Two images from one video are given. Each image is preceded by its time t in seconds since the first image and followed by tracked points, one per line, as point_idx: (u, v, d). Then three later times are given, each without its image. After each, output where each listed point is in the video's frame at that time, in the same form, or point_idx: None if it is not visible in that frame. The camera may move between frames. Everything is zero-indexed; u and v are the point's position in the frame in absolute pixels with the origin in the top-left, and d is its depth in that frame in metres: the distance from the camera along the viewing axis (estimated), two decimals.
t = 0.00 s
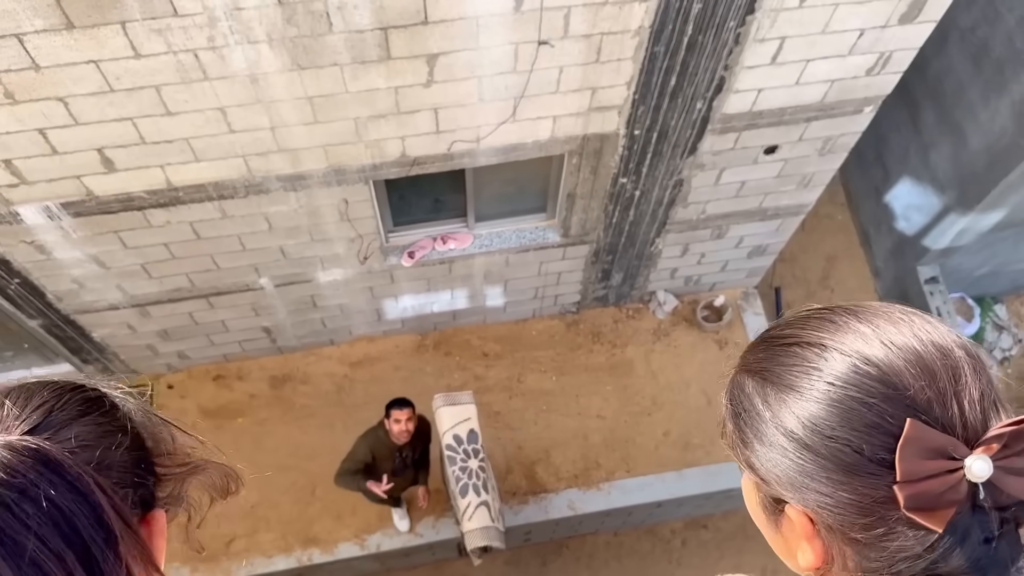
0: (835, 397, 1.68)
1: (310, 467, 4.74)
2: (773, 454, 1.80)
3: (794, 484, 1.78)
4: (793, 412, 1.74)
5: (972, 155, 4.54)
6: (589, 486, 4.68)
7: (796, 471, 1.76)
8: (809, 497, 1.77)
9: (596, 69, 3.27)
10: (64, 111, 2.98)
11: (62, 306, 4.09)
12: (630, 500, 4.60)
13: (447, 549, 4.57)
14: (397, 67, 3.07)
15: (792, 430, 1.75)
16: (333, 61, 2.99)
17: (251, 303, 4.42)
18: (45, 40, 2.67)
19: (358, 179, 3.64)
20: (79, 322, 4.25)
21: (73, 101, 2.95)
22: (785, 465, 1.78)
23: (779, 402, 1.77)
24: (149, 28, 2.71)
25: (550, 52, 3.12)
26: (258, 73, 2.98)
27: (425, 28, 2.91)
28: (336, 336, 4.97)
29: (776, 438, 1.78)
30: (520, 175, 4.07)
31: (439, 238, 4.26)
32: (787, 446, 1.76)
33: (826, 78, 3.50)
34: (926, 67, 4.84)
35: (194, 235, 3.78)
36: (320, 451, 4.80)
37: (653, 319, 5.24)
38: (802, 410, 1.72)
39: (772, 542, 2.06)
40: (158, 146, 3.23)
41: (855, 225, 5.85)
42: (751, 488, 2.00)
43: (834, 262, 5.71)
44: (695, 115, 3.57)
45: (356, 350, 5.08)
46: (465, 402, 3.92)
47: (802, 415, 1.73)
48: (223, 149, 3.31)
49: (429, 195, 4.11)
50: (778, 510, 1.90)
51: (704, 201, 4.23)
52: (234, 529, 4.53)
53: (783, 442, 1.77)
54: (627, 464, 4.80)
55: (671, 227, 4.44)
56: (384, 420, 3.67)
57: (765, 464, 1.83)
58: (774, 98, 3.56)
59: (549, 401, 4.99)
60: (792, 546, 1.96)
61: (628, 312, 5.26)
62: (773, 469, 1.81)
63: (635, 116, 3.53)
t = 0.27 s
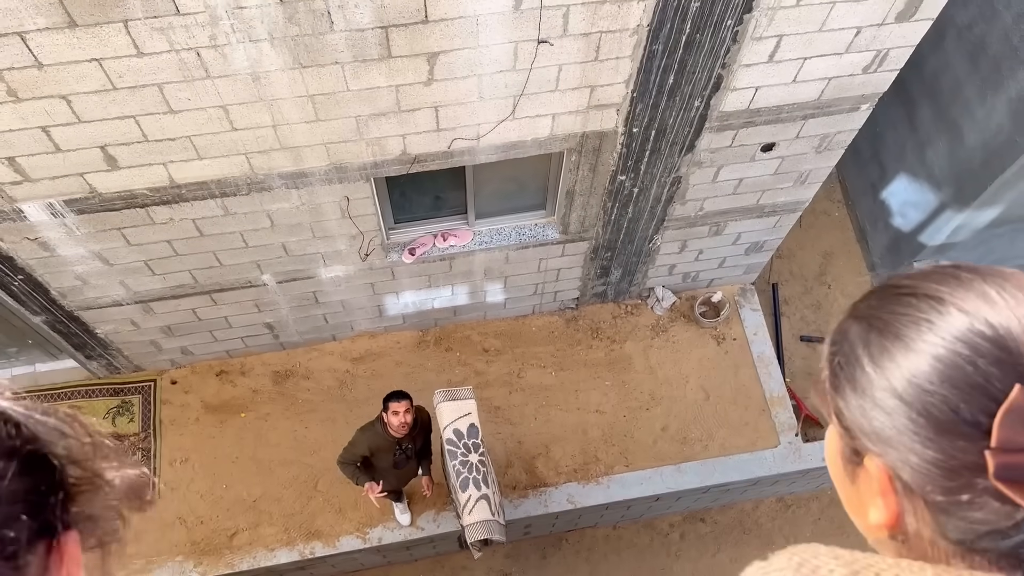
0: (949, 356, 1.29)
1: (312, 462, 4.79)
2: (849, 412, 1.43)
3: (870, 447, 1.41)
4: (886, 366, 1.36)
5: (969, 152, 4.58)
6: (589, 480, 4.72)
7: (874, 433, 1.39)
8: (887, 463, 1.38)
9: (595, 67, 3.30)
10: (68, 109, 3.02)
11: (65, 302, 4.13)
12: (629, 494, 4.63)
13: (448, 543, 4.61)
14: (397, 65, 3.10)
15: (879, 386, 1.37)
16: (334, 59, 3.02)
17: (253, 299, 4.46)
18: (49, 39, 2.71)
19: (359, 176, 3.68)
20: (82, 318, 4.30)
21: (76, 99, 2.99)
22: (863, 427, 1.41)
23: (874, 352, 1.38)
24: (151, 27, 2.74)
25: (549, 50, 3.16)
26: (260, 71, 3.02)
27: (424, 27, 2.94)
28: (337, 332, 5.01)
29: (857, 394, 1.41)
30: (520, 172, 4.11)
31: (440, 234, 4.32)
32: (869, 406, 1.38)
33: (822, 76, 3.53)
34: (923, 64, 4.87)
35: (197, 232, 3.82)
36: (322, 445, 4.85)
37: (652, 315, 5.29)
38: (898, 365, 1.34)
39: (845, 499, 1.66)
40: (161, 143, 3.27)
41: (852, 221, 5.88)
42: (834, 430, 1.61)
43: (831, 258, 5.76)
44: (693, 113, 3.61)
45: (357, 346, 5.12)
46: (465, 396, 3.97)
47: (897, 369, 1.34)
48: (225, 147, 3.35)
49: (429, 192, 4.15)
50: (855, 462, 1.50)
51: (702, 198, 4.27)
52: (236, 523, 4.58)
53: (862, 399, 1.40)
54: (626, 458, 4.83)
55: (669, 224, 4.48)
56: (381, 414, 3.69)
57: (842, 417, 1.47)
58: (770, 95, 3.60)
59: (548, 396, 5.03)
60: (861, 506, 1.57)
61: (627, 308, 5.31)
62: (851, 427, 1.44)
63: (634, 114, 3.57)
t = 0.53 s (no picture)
0: None
1: (312, 459, 4.80)
2: (981, 400, 1.26)
3: (998, 427, 1.25)
4: None
5: (970, 149, 4.57)
6: (589, 477, 4.73)
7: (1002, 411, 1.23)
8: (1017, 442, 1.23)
9: (595, 64, 3.29)
10: (66, 107, 3.01)
11: (65, 299, 4.13)
12: (629, 491, 4.57)
13: (448, 540, 4.62)
14: (396, 62, 3.10)
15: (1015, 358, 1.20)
16: (333, 57, 3.02)
17: (253, 297, 4.46)
18: (46, 36, 2.70)
19: (359, 174, 3.68)
20: (81, 315, 4.29)
21: (74, 97, 2.98)
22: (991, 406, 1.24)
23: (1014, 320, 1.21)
24: (150, 24, 2.73)
25: (549, 47, 3.15)
26: (259, 69, 3.01)
27: (424, 24, 2.93)
28: (337, 329, 5.02)
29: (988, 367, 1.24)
30: (520, 170, 4.11)
31: (440, 232, 4.32)
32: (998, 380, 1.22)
33: (823, 73, 3.53)
34: (924, 61, 4.85)
35: (197, 230, 3.82)
36: (322, 443, 4.85)
37: (651, 312, 5.29)
38: None
39: (968, 496, 1.49)
40: (160, 141, 3.26)
41: (853, 218, 5.88)
42: (958, 422, 1.43)
43: (831, 255, 5.76)
44: (693, 110, 3.61)
45: (357, 343, 5.13)
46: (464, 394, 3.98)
47: None
48: (224, 144, 3.35)
49: (429, 190, 4.15)
50: (991, 456, 1.33)
51: (702, 195, 4.27)
52: (237, 520, 4.59)
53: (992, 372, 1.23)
54: (626, 455, 4.84)
55: (669, 221, 4.48)
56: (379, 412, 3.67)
57: (973, 407, 1.30)
58: (771, 92, 3.59)
59: (549, 393, 5.04)
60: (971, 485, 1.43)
61: (626, 305, 5.32)
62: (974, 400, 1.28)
63: (634, 111, 3.57)
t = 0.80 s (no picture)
0: None
1: (312, 457, 4.80)
2: None
3: None
4: None
5: (970, 145, 4.56)
6: (588, 475, 4.71)
7: None
8: None
9: (594, 61, 3.28)
10: (64, 105, 3.01)
11: (64, 297, 4.13)
12: (629, 488, 4.56)
13: (448, 537, 4.62)
14: (395, 60, 3.08)
15: None
16: (331, 54, 3.01)
17: (252, 294, 4.46)
18: (43, 34, 2.69)
19: (357, 172, 3.67)
20: (80, 313, 4.29)
21: (71, 95, 2.97)
22: None
23: None
24: (146, 22, 2.72)
25: (548, 44, 3.14)
26: (257, 66, 3.00)
27: (422, 21, 2.92)
28: (337, 327, 5.01)
29: None
30: (519, 167, 4.10)
31: (439, 230, 4.32)
32: None
33: (822, 70, 3.51)
34: (925, 57, 4.84)
35: (195, 227, 3.81)
36: (322, 440, 4.85)
37: (651, 310, 5.29)
38: None
39: None
40: (158, 139, 3.25)
41: (853, 215, 5.87)
42: None
43: (831, 253, 5.75)
44: (692, 107, 3.59)
45: (356, 341, 5.13)
46: (462, 393, 3.94)
47: None
48: (222, 142, 3.34)
49: (428, 187, 4.13)
50: None
51: (701, 192, 4.26)
52: (236, 518, 4.59)
53: None
54: (626, 453, 4.84)
55: (668, 219, 4.47)
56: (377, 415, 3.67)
57: None
58: (770, 90, 3.58)
59: (548, 390, 5.04)
60: None
61: (626, 302, 5.31)
62: None
63: (633, 109, 3.56)
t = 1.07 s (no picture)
0: None
1: (312, 453, 4.81)
2: None
3: None
4: None
5: (970, 142, 4.55)
6: (588, 471, 4.73)
7: None
8: None
9: (593, 58, 3.27)
10: (63, 101, 3.00)
11: (64, 294, 4.13)
12: (628, 485, 4.55)
13: (448, 534, 4.63)
14: (394, 56, 3.08)
15: None
16: (330, 51, 3.00)
17: (252, 292, 4.46)
18: (41, 31, 2.69)
19: (357, 169, 3.67)
20: (80, 311, 4.29)
21: (70, 92, 2.97)
22: None
23: None
24: (145, 18, 2.71)
25: (548, 41, 3.13)
26: (256, 63, 3.00)
27: (421, 18, 2.91)
28: (336, 324, 5.01)
29: None
30: (519, 164, 4.09)
31: (438, 227, 4.33)
32: None
33: (822, 66, 3.51)
34: (925, 54, 4.83)
35: (195, 224, 3.81)
36: (322, 437, 4.86)
37: (651, 306, 5.29)
38: None
39: None
40: (157, 136, 3.25)
41: (853, 212, 5.86)
42: None
43: (831, 249, 5.75)
44: (692, 104, 3.59)
45: (356, 338, 5.13)
46: (462, 390, 3.98)
47: None
48: (221, 139, 3.33)
49: (427, 184, 4.13)
50: None
51: (701, 189, 4.25)
52: (237, 515, 4.60)
53: None
54: (626, 450, 4.84)
55: (668, 216, 4.47)
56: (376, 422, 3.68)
57: None
58: (770, 86, 3.57)
59: (548, 387, 5.04)
60: None
61: (626, 299, 5.31)
62: None
63: (633, 105, 3.55)
